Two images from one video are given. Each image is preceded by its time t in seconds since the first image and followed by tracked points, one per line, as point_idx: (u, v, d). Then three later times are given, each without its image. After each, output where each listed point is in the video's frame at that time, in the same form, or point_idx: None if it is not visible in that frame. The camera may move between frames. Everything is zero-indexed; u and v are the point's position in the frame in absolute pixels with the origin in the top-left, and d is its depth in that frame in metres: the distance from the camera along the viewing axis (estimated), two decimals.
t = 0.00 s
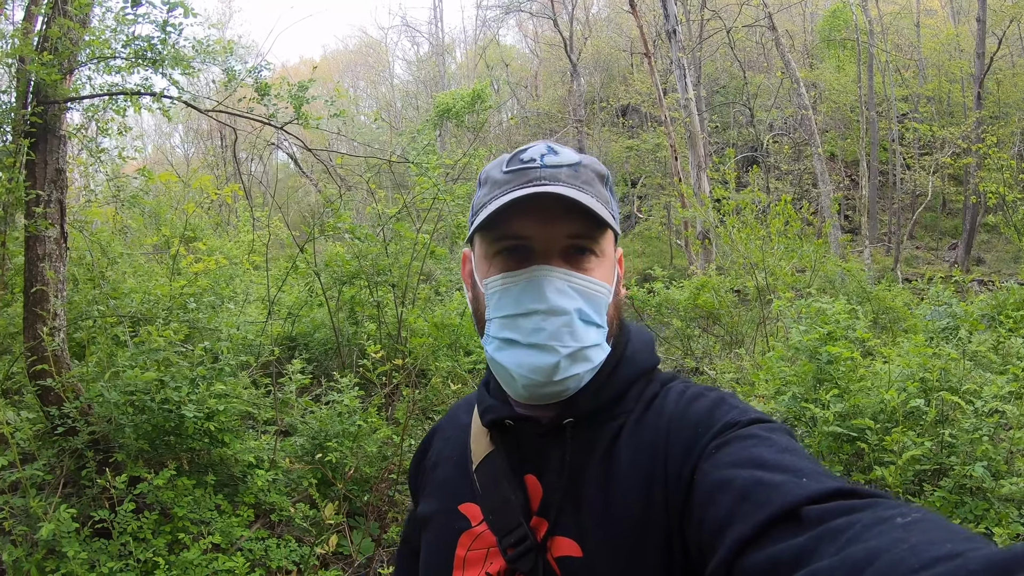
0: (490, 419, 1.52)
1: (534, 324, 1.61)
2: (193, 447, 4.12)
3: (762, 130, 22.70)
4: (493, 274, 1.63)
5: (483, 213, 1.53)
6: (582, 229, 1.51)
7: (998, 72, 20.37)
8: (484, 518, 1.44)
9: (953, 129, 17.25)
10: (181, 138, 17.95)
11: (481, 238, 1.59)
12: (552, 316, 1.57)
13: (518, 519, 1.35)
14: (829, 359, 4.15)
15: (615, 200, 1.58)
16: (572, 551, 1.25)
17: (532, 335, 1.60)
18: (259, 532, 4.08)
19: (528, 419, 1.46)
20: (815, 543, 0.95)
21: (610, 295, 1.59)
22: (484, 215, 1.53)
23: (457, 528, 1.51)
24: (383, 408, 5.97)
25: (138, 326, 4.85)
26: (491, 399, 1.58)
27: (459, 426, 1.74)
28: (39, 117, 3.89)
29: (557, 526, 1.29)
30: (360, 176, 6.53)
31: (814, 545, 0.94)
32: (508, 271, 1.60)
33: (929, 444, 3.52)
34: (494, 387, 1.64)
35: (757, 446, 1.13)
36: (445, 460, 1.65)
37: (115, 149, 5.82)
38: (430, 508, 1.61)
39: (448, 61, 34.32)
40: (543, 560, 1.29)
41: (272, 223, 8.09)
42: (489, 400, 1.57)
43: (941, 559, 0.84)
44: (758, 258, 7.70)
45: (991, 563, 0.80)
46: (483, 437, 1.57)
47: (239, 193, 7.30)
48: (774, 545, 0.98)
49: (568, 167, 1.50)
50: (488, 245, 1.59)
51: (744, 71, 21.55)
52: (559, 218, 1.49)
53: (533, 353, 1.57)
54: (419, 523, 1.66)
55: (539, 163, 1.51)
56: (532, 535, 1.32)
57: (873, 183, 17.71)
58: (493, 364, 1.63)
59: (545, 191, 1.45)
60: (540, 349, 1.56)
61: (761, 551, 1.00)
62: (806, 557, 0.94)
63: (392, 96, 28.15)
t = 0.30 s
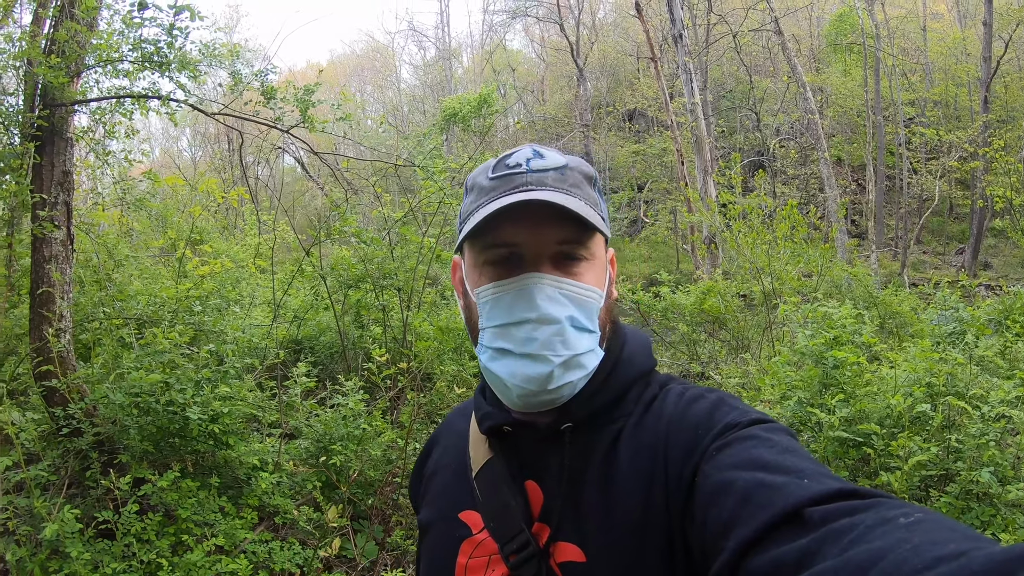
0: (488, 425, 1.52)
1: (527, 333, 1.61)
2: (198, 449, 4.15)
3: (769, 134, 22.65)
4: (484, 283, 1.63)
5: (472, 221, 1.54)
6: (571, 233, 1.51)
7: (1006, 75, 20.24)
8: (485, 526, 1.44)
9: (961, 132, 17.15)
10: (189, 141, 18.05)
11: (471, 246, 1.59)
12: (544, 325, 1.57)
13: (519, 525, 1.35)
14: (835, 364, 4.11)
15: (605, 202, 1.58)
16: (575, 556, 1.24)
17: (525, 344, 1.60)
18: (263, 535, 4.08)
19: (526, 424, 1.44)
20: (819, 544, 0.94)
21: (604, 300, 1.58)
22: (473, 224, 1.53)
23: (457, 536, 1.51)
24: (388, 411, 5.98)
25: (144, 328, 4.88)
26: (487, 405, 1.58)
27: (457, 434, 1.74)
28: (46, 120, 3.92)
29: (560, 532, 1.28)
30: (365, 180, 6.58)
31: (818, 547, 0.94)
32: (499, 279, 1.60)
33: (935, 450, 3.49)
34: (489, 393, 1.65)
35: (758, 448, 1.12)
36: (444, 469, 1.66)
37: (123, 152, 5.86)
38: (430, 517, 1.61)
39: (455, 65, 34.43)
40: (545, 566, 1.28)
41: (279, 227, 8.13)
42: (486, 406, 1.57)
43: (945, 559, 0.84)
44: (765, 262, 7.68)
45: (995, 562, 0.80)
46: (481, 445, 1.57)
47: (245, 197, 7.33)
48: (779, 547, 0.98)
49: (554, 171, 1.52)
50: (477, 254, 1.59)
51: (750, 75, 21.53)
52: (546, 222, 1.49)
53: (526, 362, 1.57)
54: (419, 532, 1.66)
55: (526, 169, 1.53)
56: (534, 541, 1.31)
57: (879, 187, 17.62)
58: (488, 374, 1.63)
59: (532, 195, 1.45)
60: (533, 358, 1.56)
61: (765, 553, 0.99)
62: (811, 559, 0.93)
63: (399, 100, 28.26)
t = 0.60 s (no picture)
0: (477, 441, 1.42)
1: (592, 336, 1.46)
2: (213, 448, 4.22)
3: (795, 139, 22.30)
4: (539, 281, 1.38)
5: (541, 209, 1.30)
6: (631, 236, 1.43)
7: None
8: (477, 548, 1.35)
9: (993, 138, 16.70)
10: (219, 144, 18.42)
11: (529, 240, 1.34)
12: (623, 328, 1.49)
13: (516, 545, 1.27)
14: (856, 375, 4.01)
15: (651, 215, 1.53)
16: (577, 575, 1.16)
17: (596, 348, 1.45)
18: (275, 535, 4.10)
19: (518, 439, 1.35)
20: (824, 562, 0.88)
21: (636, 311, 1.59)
22: (547, 211, 1.29)
23: (447, 560, 1.41)
24: (405, 414, 6.00)
25: (164, 328, 4.97)
26: (473, 419, 1.47)
27: (434, 449, 1.64)
28: (68, 124, 4.04)
29: (560, 551, 1.20)
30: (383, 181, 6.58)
31: (822, 563, 0.88)
32: (563, 279, 1.39)
33: (957, 465, 3.38)
34: (477, 404, 1.54)
35: (757, 459, 1.05)
36: (425, 488, 1.56)
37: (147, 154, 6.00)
38: (413, 541, 1.50)
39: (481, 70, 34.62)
40: None
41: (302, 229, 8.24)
42: (472, 420, 1.46)
43: None
44: (789, 268, 7.55)
45: None
46: (466, 460, 1.48)
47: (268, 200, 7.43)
48: (782, 566, 0.91)
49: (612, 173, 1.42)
50: (533, 249, 1.35)
51: (776, 79, 21.27)
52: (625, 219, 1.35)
53: (595, 367, 1.41)
54: (399, 556, 1.56)
55: (589, 166, 1.38)
56: (532, 560, 1.24)
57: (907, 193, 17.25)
58: (548, 384, 1.37)
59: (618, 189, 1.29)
60: (609, 361, 1.42)
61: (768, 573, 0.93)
62: None
63: (425, 105, 28.52)
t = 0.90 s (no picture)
0: (458, 439, 1.33)
1: (580, 335, 1.44)
2: (240, 438, 4.29)
3: (842, 144, 21.64)
4: (524, 277, 1.35)
5: (528, 200, 1.27)
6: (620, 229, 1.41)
7: None
8: (457, 551, 1.25)
9: None
10: (271, 144, 18.98)
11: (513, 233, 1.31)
12: (612, 325, 1.47)
13: (502, 547, 1.19)
14: (887, 386, 3.87)
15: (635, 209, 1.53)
16: None
17: (584, 347, 1.43)
18: (296, 525, 4.16)
19: (504, 437, 1.27)
20: (817, 556, 0.84)
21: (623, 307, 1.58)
22: (534, 204, 1.26)
23: (419, 566, 1.29)
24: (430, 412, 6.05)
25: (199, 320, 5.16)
26: (452, 415, 1.38)
27: (397, 446, 1.51)
28: (107, 123, 4.24)
29: (552, 552, 1.14)
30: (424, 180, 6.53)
31: (815, 557, 0.84)
32: (552, 276, 1.36)
33: (991, 483, 3.21)
34: (456, 402, 1.49)
35: (744, 454, 1.03)
36: (390, 487, 1.44)
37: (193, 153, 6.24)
38: (379, 547, 1.38)
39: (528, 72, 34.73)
40: None
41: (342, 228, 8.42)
42: (451, 417, 1.38)
43: (949, 566, 0.75)
44: (829, 274, 7.35)
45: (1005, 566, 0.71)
46: (442, 459, 1.38)
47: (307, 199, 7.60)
48: (772, 561, 0.87)
49: (599, 161, 1.41)
50: (516, 243, 1.32)
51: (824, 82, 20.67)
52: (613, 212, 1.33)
53: (584, 367, 1.38)
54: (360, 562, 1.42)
55: (576, 155, 1.37)
56: (521, 561, 1.16)
57: (959, 201, 16.53)
58: (534, 386, 1.32)
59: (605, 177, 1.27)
60: (599, 361, 1.40)
61: (760, 567, 0.89)
62: (808, 571, 0.83)
63: (473, 107, 28.79)
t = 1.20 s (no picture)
0: (429, 443, 1.35)
1: (560, 336, 1.47)
2: (276, 429, 4.45)
3: (900, 149, 20.79)
4: (505, 279, 1.38)
5: (513, 203, 1.30)
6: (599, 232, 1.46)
7: None
8: (430, 556, 1.28)
9: None
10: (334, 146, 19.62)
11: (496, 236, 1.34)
12: (592, 327, 1.52)
13: (477, 551, 1.22)
14: (925, 401, 3.73)
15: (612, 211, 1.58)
16: None
17: (565, 348, 1.46)
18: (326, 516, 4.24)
19: (473, 439, 1.29)
20: (787, 552, 0.83)
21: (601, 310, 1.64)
22: (518, 206, 1.30)
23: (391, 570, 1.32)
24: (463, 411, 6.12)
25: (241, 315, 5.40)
26: (422, 419, 1.41)
27: (361, 451, 1.54)
28: (154, 125, 4.46)
29: (527, 555, 1.16)
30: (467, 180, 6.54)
31: (786, 553, 0.83)
32: (534, 276, 1.40)
33: None
34: (429, 407, 1.49)
35: (715, 450, 1.03)
36: (358, 493, 1.47)
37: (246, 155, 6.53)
38: (349, 551, 1.41)
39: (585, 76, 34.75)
40: None
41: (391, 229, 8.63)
42: (421, 422, 1.40)
43: (917, 559, 0.74)
44: (878, 283, 7.11)
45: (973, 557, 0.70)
46: (410, 464, 1.40)
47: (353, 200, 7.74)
48: (743, 557, 0.87)
49: (579, 164, 1.45)
50: (498, 246, 1.35)
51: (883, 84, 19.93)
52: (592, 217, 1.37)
53: (564, 367, 1.41)
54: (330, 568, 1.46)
55: (558, 157, 1.40)
56: (497, 565, 1.19)
57: None
58: (516, 386, 1.32)
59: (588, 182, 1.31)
60: (579, 362, 1.43)
61: (733, 563, 0.88)
62: (781, 566, 0.82)
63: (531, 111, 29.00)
